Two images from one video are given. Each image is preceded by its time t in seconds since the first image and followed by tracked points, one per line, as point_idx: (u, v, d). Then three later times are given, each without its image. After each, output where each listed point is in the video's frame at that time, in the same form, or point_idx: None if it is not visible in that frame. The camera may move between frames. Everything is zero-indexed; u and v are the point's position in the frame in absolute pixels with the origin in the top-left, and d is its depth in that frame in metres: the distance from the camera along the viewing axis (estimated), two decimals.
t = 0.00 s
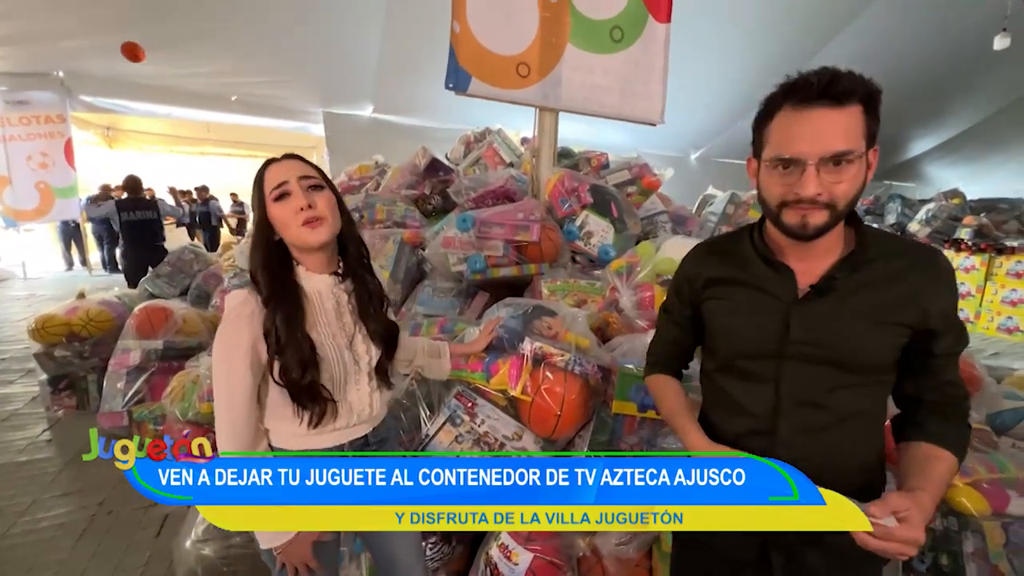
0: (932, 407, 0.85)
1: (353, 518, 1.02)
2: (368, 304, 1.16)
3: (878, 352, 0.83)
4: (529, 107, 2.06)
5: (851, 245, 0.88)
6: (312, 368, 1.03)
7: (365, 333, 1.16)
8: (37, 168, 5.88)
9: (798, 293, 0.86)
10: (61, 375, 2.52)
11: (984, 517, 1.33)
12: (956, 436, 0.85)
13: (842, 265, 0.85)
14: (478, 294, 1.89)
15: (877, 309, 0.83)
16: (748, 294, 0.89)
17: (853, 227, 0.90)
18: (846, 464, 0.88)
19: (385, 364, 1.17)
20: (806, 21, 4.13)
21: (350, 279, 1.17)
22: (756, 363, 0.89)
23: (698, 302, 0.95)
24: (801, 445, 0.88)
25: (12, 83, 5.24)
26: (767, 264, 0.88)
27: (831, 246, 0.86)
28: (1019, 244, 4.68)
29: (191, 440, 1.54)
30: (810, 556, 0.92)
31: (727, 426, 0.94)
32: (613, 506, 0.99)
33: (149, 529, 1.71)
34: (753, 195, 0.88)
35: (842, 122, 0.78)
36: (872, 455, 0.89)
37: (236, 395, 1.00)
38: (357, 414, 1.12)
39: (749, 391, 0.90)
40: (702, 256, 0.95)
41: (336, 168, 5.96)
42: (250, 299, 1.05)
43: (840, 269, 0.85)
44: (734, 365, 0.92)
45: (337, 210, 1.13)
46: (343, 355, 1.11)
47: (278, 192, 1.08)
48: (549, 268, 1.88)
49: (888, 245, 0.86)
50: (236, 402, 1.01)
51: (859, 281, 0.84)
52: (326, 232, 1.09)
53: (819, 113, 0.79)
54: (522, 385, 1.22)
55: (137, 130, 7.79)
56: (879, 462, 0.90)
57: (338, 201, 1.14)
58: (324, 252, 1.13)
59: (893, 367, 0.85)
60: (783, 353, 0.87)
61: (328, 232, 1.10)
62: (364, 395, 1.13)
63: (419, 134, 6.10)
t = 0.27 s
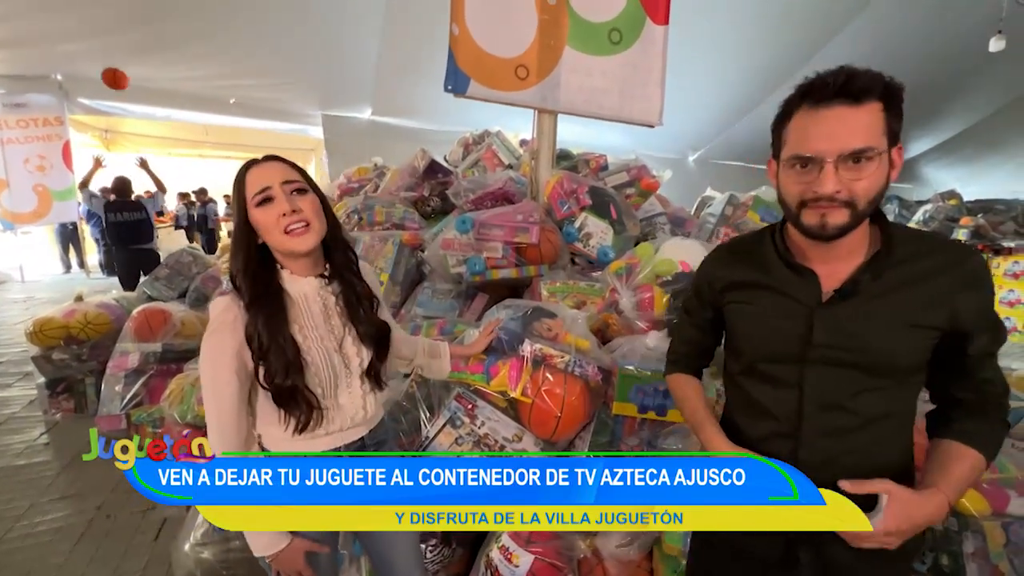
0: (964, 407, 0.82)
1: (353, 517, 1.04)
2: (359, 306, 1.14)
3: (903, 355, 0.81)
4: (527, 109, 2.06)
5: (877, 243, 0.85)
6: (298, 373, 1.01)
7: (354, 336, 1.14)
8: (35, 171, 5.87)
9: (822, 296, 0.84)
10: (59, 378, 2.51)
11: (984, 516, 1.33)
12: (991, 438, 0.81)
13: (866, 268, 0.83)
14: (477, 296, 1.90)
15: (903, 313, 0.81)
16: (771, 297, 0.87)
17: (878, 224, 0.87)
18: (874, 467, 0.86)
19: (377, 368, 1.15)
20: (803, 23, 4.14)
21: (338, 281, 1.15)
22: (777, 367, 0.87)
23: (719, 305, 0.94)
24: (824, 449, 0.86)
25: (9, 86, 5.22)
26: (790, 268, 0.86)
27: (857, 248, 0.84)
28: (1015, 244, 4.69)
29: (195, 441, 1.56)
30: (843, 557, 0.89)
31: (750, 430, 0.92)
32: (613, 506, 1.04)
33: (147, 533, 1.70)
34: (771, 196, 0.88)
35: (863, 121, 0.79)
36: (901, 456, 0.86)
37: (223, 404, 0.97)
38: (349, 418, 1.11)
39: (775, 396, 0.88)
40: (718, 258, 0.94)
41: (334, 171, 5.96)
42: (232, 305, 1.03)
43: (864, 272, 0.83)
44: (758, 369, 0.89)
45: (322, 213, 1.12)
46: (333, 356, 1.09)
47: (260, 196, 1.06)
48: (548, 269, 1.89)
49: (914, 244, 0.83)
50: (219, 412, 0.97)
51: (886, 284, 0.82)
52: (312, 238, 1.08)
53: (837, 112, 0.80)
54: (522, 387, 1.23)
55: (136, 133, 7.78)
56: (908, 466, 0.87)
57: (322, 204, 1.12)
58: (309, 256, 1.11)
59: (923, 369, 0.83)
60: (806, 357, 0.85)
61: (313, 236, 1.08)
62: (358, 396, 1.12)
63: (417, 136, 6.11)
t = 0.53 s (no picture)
0: (969, 409, 0.82)
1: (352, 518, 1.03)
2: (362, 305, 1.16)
3: (908, 354, 0.81)
4: (526, 110, 2.06)
5: (883, 243, 0.85)
6: (298, 374, 1.02)
7: (355, 336, 1.15)
8: (34, 173, 5.86)
9: (823, 295, 0.85)
10: (58, 381, 2.51)
11: (985, 515, 1.33)
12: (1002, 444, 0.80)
13: (868, 267, 0.83)
14: (477, 297, 1.90)
15: (908, 313, 0.81)
16: (774, 297, 0.89)
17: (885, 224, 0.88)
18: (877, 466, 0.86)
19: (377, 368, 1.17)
20: (801, 24, 4.15)
21: (340, 279, 1.17)
22: (778, 365, 0.89)
23: (726, 303, 0.96)
24: (825, 446, 0.87)
25: (8, 88, 5.22)
26: (795, 269, 0.88)
27: (861, 248, 0.85)
28: (1014, 244, 4.70)
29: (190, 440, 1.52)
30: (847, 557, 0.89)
31: (756, 426, 0.94)
32: (613, 506, 1.01)
33: (147, 535, 1.69)
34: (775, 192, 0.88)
35: (863, 115, 0.79)
36: (908, 456, 0.86)
37: (224, 401, 0.98)
38: (347, 419, 1.12)
39: (779, 394, 0.90)
40: (728, 256, 0.96)
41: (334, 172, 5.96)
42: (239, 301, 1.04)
43: (864, 272, 0.83)
44: (760, 366, 0.91)
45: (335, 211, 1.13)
46: (334, 356, 1.11)
47: (280, 188, 1.06)
48: (547, 270, 1.89)
49: (923, 247, 0.84)
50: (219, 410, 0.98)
51: (887, 285, 0.82)
52: (326, 231, 1.08)
53: (839, 106, 0.80)
54: (522, 387, 1.23)
55: (135, 135, 7.78)
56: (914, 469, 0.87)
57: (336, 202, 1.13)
58: (316, 254, 1.13)
59: (929, 370, 0.83)
60: (806, 356, 0.86)
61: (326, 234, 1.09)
62: (359, 396, 1.14)
63: (416, 138, 6.11)
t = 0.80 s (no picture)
0: (945, 408, 0.84)
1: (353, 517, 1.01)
2: (380, 303, 1.23)
3: (881, 346, 0.84)
4: (523, 110, 2.07)
5: (861, 243, 0.89)
6: (320, 370, 1.05)
7: (372, 335, 1.20)
8: (32, 174, 5.84)
9: (797, 288, 0.90)
10: (57, 382, 2.51)
11: (981, 513, 1.34)
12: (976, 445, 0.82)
13: (844, 264, 0.87)
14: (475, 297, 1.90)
15: (882, 308, 0.84)
16: (754, 288, 0.94)
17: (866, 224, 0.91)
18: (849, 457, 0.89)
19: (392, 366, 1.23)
20: (798, 24, 4.16)
21: (362, 278, 1.23)
22: (757, 354, 0.94)
23: (712, 295, 1.02)
24: (798, 433, 0.91)
25: (6, 89, 5.21)
26: (776, 265, 0.93)
27: (836, 245, 0.89)
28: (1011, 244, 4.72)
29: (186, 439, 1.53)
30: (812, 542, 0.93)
31: (737, 413, 0.98)
32: (614, 507, 1.03)
33: (146, 534, 1.70)
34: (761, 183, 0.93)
35: (841, 110, 0.84)
36: (884, 451, 0.89)
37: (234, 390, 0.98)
38: (363, 416, 1.14)
39: (755, 382, 0.94)
40: (717, 251, 1.01)
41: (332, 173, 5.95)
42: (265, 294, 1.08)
43: (838, 267, 0.87)
44: (741, 356, 0.96)
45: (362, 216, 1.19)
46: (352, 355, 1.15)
47: (312, 192, 1.13)
48: (546, 270, 1.90)
49: (904, 249, 0.86)
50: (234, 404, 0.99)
51: (857, 281, 0.86)
52: (351, 236, 1.14)
53: (821, 101, 0.86)
54: (521, 385, 1.23)
55: (134, 136, 7.77)
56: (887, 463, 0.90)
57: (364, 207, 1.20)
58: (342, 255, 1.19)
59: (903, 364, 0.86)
60: (781, 347, 0.91)
61: (352, 238, 1.15)
62: (375, 393, 1.17)
63: (416, 138, 6.12)
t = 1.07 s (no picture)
0: (901, 400, 0.84)
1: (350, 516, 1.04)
2: (431, 302, 1.08)
3: (842, 339, 0.84)
4: (521, 110, 2.09)
5: (821, 236, 0.89)
6: (363, 360, 0.98)
7: (421, 336, 1.07)
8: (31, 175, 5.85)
9: (760, 279, 0.91)
10: (56, 381, 2.52)
11: (971, 507, 1.36)
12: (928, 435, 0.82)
13: (804, 255, 0.88)
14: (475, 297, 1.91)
15: (841, 301, 0.84)
16: (719, 281, 0.95)
17: (826, 220, 0.92)
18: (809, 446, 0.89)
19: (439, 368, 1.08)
20: (794, 25, 4.19)
21: (416, 276, 1.09)
22: (723, 346, 0.94)
23: (683, 289, 1.03)
24: (761, 423, 0.90)
25: (6, 90, 5.22)
26: (742, 259, 0.93)
27: (797, 240, 0.90)
28: (1006, 244, 4.75)
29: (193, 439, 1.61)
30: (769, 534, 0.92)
31: (703, 404, 0.98)
32: (613, 506, 1.13)
33: (146, 531, 1.71)
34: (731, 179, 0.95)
35: (807, 108, 0.86)
36: (843, 442, 0.88)
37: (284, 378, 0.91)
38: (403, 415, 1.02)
39: (719, 373, 0.95)
40: (689, 248, 1.02)
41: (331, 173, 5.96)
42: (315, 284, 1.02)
43: (799, 259, 0.87)
44: (709, 348, 0.96)
45: (418, 214, 1.10)
46: (397, 353, 1.03)
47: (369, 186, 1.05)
48: (542, 268, 1.94)
49: (863, 243, 0.86)
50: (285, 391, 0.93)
51: (816, 273, 0.86)
52: (405, 232, 1.05)
53: (783, 100, 0.88)
54: (516, 381, 1.25)
55: (132, 137, 7.77)
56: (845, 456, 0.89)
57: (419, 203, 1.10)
58: (398, 252, 1.10)
59: (862, 356, 0.86)
60: (743, 338, 0.91)
61: (404, 233, 1.06)
62: (416, 390, 1.04)
63: (415, 139, 6.14)
